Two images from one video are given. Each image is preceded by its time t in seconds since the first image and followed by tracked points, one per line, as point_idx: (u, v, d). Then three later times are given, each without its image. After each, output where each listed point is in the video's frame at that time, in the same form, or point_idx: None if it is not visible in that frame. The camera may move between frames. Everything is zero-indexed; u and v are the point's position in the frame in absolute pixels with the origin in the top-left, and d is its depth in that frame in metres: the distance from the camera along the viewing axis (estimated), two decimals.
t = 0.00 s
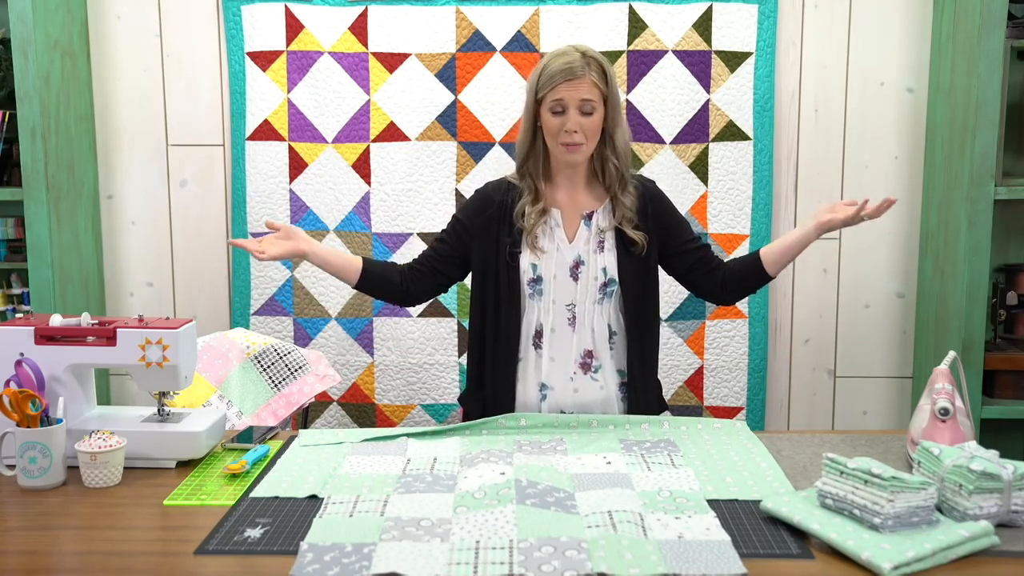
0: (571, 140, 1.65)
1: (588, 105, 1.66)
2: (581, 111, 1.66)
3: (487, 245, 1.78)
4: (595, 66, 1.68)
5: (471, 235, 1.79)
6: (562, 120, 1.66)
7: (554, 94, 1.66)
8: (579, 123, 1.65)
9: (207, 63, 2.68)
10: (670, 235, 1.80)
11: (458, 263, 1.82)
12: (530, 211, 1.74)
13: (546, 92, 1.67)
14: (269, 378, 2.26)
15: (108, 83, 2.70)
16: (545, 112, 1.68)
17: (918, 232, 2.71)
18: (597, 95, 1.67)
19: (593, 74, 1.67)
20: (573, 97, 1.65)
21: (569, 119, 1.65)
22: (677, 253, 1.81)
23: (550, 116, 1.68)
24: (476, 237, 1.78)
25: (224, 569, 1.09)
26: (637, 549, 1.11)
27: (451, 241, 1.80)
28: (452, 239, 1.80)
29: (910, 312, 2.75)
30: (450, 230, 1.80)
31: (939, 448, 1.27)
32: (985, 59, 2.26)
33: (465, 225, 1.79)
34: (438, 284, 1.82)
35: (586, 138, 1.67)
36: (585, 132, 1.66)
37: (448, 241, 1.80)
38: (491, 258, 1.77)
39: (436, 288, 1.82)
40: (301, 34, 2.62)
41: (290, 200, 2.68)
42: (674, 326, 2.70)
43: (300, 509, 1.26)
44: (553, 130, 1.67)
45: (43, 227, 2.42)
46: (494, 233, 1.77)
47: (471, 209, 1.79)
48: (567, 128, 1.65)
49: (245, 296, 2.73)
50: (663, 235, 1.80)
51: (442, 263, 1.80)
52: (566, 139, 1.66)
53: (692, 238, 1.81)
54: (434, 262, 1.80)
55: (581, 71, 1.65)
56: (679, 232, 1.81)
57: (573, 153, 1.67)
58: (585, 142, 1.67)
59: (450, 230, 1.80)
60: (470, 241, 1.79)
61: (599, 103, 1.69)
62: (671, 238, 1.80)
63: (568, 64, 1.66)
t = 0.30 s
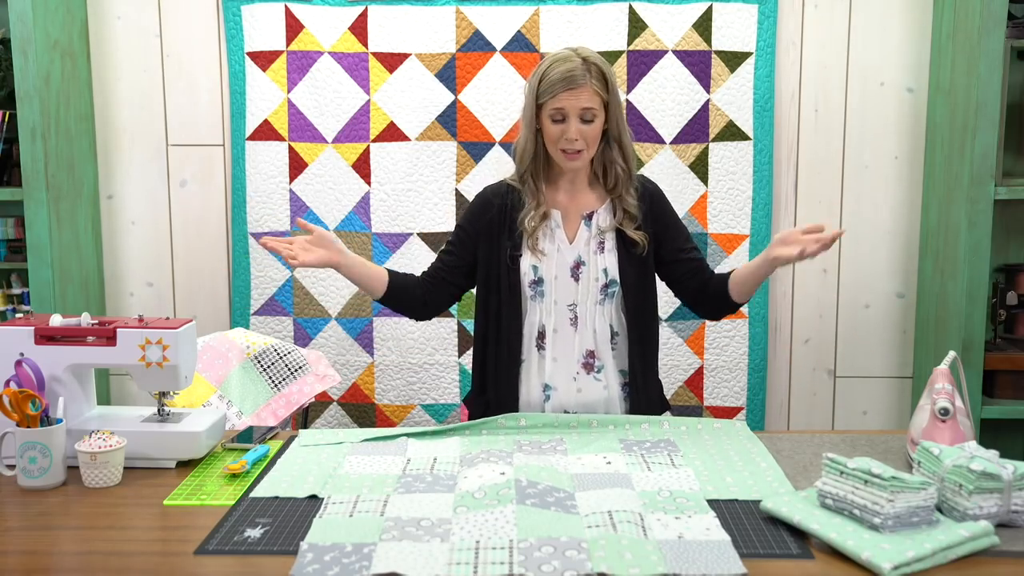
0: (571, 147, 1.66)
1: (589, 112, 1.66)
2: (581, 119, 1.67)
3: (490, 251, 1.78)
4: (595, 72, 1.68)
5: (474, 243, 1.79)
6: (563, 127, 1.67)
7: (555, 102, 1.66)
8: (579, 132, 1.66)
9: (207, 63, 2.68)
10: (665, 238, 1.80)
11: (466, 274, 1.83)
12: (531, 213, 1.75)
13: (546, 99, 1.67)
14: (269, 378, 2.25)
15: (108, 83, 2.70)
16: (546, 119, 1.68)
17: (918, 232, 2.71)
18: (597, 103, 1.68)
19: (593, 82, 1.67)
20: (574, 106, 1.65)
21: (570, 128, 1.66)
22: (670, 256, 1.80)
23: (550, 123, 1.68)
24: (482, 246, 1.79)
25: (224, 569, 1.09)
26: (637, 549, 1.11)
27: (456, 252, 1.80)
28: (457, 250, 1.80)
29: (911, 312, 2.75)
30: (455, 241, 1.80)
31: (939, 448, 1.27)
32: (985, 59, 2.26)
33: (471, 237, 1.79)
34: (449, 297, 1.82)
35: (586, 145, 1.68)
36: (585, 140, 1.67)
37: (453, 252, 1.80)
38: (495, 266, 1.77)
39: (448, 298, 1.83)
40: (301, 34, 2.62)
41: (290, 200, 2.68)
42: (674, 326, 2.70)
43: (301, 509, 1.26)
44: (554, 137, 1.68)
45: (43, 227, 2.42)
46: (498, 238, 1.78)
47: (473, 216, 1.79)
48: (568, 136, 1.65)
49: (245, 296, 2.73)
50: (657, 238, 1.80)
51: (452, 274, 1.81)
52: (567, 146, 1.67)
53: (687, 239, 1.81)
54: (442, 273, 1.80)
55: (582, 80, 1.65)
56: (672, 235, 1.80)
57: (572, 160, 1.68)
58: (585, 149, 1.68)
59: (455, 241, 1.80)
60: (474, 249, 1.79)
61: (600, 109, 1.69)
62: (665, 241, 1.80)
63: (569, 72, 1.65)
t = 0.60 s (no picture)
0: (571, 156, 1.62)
1: (588, 119, 1.61)
2: (580, 127, 1.61)
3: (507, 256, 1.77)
4: (596, 77, 1.62)
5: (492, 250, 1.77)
6: (561, 136, 1.62)
7: (553, 110, 1.61)
8: (577, 139, 1.60)
9: (207, 63, 2.68)
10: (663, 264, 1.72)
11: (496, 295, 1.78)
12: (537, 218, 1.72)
13: (545, 105, 1.62)
14: (269, 378, 2.25)
15: (108, 83, 2.70)
16: (545, 126, 1.64)
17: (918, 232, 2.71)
18: (597, 110, 1.62)
19: (593, 89, 1.61)
20: (571, 115, 1.60)
21: (567, 136, 1.61)
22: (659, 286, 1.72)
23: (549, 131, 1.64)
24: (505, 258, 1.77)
25: (224, 569, 1.09)
26: (637, 549, 1.11)
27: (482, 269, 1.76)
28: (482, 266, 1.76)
29: (911, 313, 2.75)
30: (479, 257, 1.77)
31: (939, 448, 1.27)
32: (985, 59, 2.26)
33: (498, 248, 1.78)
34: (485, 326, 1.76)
35: (586, 153, 1.63)
36: (584, 148, 1.62)
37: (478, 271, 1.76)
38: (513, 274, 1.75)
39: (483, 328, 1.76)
40: (301, 34, 2.62)
41: (290, 200, 2.68)
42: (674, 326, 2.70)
43: (301, 509, 1.26)
44: (553, 145, 1.63)
45: (43, 227, 2.42)
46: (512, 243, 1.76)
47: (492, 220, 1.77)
48: (566, 145, 1.61)
49: (245, 296, 2.73)
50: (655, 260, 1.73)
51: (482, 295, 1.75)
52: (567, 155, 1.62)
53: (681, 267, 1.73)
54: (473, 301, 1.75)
55: (581, 86, 1.60)
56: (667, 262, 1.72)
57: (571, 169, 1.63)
58: (586, 157, 1.63)
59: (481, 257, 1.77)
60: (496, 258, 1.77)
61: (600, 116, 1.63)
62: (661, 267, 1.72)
63: (568, 78, 1.60)
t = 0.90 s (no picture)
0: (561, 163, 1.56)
1: (577, 125, 1.55)
2: (569, 133, 1.55)
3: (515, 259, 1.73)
4: (587, 81, 1.55)
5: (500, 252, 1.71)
6: (551, 142, 1.56)
7: (542, 115, 1.56)
8: (566, 145, 1.55)
9: (207, 63, 2.68)
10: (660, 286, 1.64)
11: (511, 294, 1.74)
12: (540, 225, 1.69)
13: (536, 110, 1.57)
14: (269, 378, 2.25)
15: (108, 83, 2.70)
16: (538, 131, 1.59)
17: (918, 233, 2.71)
18: (587, 117, 1.56)
19: (584, 94, 1.55)
20: (560, 120, 1.54)
21: (556, 142, 1.55)
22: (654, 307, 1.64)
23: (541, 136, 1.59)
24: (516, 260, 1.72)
25: (224, 569, 1.09)
26: (637, 549, 1.11)
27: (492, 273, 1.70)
28: (491, 271, 1.70)
29: (911, 313, 2.75)
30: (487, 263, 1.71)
31: (939, 448, 1.27)
32: (985, 59, 2.26)
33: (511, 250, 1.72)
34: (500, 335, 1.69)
35: (577, 160, 1.57)
36: (575, 155, 1.56)
37: (487, 278, 1.70)
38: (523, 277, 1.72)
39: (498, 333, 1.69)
40: (301, 34, 2.62)
41: (290, 200, 2.68)
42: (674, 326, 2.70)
43: (301, 509, 1.26)
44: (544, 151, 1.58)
45: (43, 227, 2.42)
46: (518, 246, 1.72)
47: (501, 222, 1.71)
48: (554, 152, 1.55)
49: (245, 296, 2.73)
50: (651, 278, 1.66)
51: (497, 299, 1.69)
52: (557, 162, 1.56)
53: (677, 285, 1.65)
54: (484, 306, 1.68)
55: (570, 92, 1.54)
56: (662, 281, 1.64)
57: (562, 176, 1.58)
58: (577, 163, 1.57)
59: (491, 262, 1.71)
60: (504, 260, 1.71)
61: (592, 122, 1.56)
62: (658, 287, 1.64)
63: (557, 82, 1.54)
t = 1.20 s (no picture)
0: (534, 165, 1.57)
1: (551, 128, 1.56)
2: (542, 136, 1.56)
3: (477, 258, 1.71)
4: (560, 86, 1.57)
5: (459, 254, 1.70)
6: (524, 144, 1.57)
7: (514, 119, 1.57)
8: (538, 148, 1.55)
9: (207, 63, 2.68)
10: (649, 275, 1.67)
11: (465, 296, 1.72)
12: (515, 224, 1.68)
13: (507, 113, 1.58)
14: (269, 378, 2.25)
15: (108, 83, 2.70)
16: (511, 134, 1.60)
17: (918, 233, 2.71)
18: (559, 121, 1.57)
19: (556, 98, 1.56)
20: (532, 124, 1.55)
21: (528, 144, 1.56)
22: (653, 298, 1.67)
23: (514, 138, 1.60)
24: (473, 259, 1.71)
25: (224, 569, 1.09)
26: (638, 549, 1.11)
27: (450, 274, 1.68)
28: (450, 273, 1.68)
29: (911, 312, 2.75)
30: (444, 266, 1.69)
31: (939, 448, 1.27)
32: (985, 59, 2.26)
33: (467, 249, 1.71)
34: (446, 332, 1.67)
35: (549, 162, 1.57)
36: (546, 157, 1.56)
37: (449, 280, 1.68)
38: (485, 275, 1.70)
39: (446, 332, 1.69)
40: (301, 34, 2.62)
41: (290, 200, 2.68)
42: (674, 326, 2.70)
43: (301, 509, 1.26)
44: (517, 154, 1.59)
45: (43, 228, 2.42)
46: (480, 245, 1.70)
47: (459, 221, 1.70)
48: (527, 154, 1.56)
49: (245, 296, 2.73)
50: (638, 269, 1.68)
51: (451, 298, 1.68)
52: (530, 164, 1.57)
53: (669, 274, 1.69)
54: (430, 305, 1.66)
55: (544, 95, 1.55)
56: (650, 270, 1.67)
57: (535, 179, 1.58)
58: (549, 166, 1.58)
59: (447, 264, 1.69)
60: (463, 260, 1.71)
61: (564, 125, 1.57)
62: (653, 279, 1.67)
63: (530, 86, 1.55)
